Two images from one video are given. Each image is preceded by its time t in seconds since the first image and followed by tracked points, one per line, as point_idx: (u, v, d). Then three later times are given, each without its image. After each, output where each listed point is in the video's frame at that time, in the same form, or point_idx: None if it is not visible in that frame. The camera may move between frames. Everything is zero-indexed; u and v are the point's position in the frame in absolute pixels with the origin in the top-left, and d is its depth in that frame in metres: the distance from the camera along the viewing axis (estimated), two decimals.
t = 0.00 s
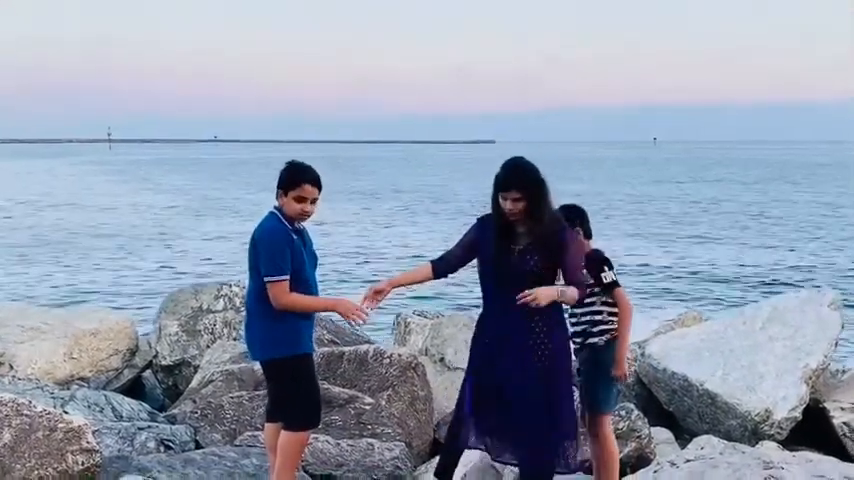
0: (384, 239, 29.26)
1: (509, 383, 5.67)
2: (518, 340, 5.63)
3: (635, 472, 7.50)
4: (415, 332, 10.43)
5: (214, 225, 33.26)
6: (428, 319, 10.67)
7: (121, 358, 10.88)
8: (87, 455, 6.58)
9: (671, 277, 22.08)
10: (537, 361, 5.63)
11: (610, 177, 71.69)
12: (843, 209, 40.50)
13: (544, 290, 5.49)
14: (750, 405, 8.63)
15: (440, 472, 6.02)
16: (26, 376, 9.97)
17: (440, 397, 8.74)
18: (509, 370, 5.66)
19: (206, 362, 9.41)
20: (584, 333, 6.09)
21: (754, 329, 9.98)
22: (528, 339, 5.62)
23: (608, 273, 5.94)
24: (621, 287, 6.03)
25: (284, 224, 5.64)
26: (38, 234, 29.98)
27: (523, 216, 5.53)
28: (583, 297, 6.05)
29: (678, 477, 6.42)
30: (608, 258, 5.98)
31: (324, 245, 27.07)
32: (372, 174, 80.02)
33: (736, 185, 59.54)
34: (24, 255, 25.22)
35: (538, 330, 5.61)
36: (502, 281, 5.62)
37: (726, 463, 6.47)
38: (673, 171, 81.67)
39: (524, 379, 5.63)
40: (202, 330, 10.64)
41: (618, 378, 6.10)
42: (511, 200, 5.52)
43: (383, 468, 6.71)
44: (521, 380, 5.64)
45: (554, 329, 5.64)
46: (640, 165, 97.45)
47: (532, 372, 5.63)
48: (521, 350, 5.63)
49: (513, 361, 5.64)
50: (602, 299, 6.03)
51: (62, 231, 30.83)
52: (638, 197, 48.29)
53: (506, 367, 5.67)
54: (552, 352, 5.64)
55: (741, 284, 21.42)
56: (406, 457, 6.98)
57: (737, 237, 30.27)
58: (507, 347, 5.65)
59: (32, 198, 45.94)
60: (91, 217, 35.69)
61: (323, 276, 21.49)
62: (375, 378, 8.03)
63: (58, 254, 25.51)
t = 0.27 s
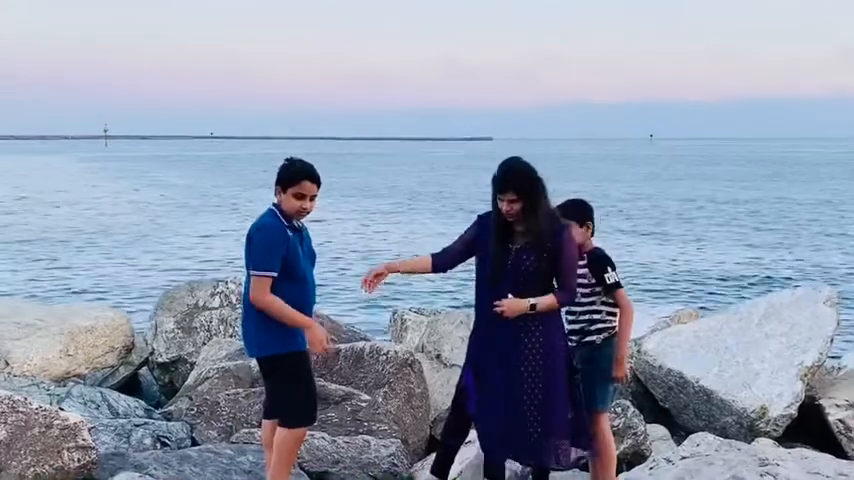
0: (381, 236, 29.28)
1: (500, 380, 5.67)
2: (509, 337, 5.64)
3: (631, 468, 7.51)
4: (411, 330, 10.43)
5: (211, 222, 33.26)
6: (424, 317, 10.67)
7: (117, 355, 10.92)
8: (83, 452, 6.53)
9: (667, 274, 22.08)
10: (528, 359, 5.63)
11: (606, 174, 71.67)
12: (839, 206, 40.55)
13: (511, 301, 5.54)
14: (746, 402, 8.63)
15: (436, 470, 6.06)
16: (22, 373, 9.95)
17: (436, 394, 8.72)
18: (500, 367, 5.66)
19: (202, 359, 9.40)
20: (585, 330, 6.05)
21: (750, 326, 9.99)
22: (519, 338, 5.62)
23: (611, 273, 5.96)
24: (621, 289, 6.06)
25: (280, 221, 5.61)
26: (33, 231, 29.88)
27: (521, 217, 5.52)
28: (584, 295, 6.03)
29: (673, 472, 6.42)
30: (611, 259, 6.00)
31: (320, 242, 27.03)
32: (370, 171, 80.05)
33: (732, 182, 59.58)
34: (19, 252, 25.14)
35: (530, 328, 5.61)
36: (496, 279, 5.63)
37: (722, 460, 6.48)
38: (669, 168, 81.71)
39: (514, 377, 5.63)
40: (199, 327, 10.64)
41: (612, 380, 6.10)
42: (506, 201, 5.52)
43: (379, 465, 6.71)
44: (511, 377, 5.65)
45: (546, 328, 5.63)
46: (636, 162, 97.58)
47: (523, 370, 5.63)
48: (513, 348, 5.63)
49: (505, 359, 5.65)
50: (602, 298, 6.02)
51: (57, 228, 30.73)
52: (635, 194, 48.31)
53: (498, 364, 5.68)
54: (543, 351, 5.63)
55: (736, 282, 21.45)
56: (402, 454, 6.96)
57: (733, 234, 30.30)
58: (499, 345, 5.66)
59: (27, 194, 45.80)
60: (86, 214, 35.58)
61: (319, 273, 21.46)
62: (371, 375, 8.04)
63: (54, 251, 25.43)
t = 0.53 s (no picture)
0: (377, 232, 29.26)
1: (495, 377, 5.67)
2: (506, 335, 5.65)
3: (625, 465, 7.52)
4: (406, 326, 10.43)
5: (206, 218, 33.21)
6: (419, 313, 10.67)
7: (112, 352, 10.88)
8: (78, 448, 6.55)
9: (661, 271, 22.11)
10: (523, 356, 5.64)
11: (601, 171, 71.67)
12: (833, 203, 40.64)
13: (508, 304, 5.55)
14: (740, 398, 8.66)
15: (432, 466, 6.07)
16: (16, 370, 9.93)
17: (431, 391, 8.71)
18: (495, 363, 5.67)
19: (197, 356, 9.38)
20: (587, 329, 5.96)
21: (744, 322, 10.02)
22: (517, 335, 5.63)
23: (618, 277, 5.89)
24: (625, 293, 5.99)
25: (274, 218, 5.56)
26: (27, 227, 29.79)
27: (521, 218, 5.54)
28: (589, 294, 5.94)
29: (668, 468, 6.44)
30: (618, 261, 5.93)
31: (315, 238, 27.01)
32: (365, 166, 79.96)
33: (727, 178, 59.63)
34: (13, 248, 25.06)
35: (527, 328, 5.62)
36: (494, 278, 5.63)
37: (716, 456, 6.52)
38: (664, 164, 81.78)
39: (510, 374, 5.64)
40: (194, 323, 10.59)
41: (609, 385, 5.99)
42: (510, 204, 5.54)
43: (374, 461, 6.68)
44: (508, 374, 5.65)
45: (543, 327, 5.65)
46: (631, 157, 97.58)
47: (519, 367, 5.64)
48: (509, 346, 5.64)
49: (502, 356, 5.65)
50: (606, 300, 5.94)
51: (51, 224, 30.64)
52: (630, 190, 48.36)
53: (493, 362, 5.67)
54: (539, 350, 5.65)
55: (732, 278, 21.47)
56: (397, 451, 6.93)
57: (727, 231, 30.35)
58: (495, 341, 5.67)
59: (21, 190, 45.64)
60: (80, 209, 35.49)
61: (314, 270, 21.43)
62: (366, 372, 8.04)
63: (48, 247, 25.36)
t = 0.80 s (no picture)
0: (372, 227, 29.28)
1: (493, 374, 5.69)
2: (504, 334, 5.68)
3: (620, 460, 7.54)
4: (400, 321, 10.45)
5: (201, 213, 33.21)
6: (413, 308, 10.69)
7: (106, 347, 10.88)
8: (72, 443, 6.55)
9: (656, 266, 22.16)
10: (522, 355, 5.67)
11: (596, 167, 71.74)
12: (827, 199, 40.75)
13: (510, 303, 5.59)
14: (733, 393, 8.69)
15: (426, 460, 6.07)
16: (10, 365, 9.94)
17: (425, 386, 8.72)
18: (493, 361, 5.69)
19: (191, 351, 9.39)
20: (587, 327, 5.88)
21: (737, 317, 10.06)
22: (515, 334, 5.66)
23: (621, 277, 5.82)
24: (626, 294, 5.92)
25: (266, 215, 5.42)
26: (21, 222, 29.75)
27: (523, 220, 5.54)
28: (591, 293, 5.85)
29: (661, 462, 6.48)
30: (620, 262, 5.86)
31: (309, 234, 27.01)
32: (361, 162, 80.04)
33: (722, 174, 59.73)
34: (7, 243, 25.03)
35: (526, 327, 5.65)
36: (494, 276, 5.64)
37: (708, 451, 6.55)
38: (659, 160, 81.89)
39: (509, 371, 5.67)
40: (188, 319, 10.58)
41: (610, 385, 5.97)
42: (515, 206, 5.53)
43: (368, 455, 6.62)
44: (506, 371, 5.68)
45: (542, 326, 5.68)
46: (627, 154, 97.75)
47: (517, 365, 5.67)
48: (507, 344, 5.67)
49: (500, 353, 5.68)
50: (607, 299, 5.85)
51: (46, 219, 30.61)
52: (625, 186, 48.42)
53: (491, 359, 5.69)
54: (537, 349, 5.67)
55: (726, 274, 21.53)
56: (391, 445, 6.85)
57: (722, 226, 30.42)
58: (493, 339, 5.70)
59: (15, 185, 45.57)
60: (74, 205, 35.44)
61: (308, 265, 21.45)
62: (360, 367, 8.05)
63: (42, 242, 25.33)
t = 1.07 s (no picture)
0: (365, 222, 29.25)
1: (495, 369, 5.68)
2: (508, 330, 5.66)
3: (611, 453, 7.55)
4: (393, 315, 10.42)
5: (195, 207, 33.13)
6: (407, 302, 10.67)
7: (98, 341, 10.84)
8: (63, 437, 6.53)
9: (649, 261, 22.18)
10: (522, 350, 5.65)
11: (590, 161, 71.77)
12: (820, 194, 40.82)
13: (521, 300, 5.53)
14: (724, 388, 8.70)
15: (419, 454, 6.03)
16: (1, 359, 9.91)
17: (418, 380, 8.73)
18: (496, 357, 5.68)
19: (183, 345, 9.36)
20: (582, 321, 5.84)
21: (729, 312, 10.08)
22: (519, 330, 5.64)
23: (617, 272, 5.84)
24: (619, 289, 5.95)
25: (256, 211, 5.37)
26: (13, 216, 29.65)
27: (527, 216, 5.52)
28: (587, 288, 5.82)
29: (653, 457, 6.50)
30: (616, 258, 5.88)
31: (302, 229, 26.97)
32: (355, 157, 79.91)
33: (715, 169, 59.79)
34: None
35: (528, 323, 5.63)
36: (498, 272, 5.61)
37: (701, 445, 6.57)
38: (653, 155, 81.87)
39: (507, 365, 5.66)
40: (180, 312, 10.52)
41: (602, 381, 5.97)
42: (519, 201, 5.52)
43: (361, 450, 6.61)
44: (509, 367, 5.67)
45: (545, 323, 5.66)
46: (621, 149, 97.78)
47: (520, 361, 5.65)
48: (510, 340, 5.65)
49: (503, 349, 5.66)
50: (603, 295, 5.86)
51: (37, 213, 30.51)
52: (618, 181, 48.44)
53: (491, 352, 5.69)
54: (539, 346, 5.66)
55: (720, 269, 21.55)
56: (384, 440, 6.88)
57: (715, 221, 30.45)
58: (496, 334, 5.68)
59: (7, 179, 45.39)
60: (66, 199, 35.32)
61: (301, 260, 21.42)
62: (353, 362, 8.03)
63: (34, 236, 25.25)
